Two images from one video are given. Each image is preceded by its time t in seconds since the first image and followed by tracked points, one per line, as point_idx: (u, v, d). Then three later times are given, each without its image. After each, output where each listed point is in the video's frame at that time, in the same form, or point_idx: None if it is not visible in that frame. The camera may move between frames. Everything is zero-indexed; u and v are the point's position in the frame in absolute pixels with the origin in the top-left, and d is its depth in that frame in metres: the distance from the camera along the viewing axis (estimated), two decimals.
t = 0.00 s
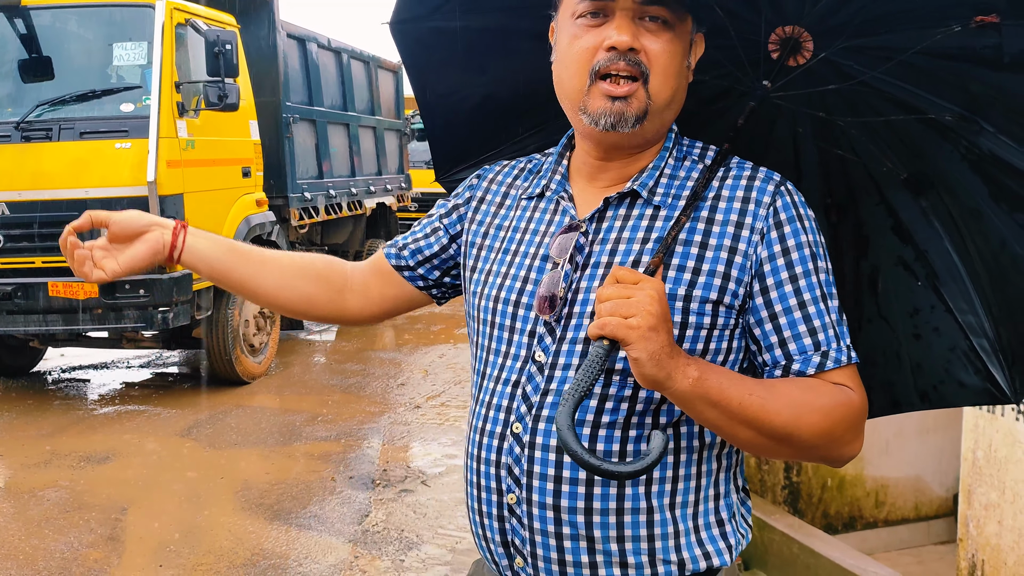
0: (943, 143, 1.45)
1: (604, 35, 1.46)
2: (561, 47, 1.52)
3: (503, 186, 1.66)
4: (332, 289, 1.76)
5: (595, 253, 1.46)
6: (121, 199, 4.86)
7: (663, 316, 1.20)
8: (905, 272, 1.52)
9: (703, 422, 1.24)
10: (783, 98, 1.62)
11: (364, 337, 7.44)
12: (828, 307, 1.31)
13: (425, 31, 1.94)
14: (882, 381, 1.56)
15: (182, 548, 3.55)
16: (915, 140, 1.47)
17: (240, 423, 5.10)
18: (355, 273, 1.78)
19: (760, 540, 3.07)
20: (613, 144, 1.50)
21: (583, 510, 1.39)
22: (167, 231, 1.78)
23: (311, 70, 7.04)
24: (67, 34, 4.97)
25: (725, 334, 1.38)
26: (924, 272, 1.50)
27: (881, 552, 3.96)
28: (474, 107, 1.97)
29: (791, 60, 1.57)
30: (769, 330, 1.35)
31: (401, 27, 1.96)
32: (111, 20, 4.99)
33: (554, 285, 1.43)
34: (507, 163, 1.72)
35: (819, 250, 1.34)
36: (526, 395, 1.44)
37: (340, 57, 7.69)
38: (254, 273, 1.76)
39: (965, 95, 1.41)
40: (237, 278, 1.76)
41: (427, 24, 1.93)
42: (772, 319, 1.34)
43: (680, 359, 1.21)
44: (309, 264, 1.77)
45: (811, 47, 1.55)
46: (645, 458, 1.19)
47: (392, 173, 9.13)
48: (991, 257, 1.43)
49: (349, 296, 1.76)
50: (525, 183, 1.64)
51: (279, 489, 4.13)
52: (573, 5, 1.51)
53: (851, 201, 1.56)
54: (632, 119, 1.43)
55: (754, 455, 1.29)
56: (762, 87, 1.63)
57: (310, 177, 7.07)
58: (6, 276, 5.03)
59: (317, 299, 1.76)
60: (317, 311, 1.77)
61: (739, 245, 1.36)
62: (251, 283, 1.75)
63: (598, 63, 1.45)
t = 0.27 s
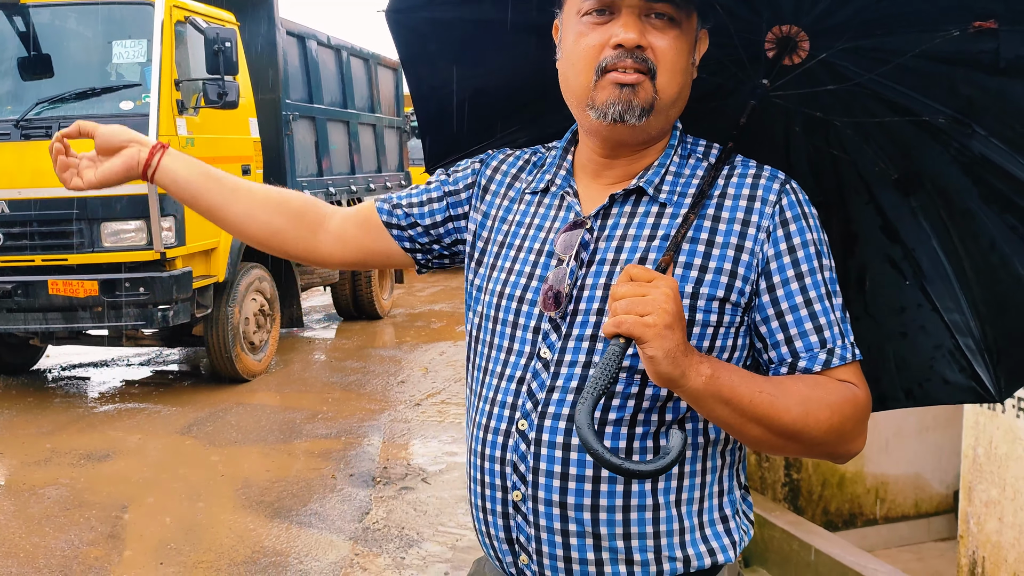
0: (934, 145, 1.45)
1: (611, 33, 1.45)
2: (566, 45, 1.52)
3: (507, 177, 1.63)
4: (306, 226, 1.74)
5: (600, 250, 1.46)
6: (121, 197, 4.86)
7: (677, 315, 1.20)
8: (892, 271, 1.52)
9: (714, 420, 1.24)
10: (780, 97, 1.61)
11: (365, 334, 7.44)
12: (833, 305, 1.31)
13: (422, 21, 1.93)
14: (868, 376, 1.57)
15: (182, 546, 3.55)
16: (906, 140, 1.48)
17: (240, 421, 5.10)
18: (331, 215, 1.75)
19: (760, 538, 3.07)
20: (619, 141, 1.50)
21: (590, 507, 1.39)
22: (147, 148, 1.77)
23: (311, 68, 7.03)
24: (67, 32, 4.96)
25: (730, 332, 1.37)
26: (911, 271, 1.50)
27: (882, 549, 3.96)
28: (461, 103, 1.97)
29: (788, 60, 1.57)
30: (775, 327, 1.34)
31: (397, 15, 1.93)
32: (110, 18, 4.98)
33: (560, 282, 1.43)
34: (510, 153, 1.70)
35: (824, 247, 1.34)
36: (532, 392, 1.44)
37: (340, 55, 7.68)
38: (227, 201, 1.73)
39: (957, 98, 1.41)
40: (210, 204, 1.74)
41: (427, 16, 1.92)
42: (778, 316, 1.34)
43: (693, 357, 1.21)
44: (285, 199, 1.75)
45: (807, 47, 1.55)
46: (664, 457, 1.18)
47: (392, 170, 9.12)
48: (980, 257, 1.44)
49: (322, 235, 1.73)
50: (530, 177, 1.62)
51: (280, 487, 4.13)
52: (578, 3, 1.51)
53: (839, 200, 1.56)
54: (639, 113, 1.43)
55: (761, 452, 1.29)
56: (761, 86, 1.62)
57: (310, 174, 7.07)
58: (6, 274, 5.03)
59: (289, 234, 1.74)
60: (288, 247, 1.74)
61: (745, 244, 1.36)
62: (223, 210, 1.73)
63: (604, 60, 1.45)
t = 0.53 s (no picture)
0: (929, 147, 1.45)
1: (612, 26, 1.45)
2: (568, 38, 1.52)
3: (512, 168, 1.63)
4: (299, 180, 1.74)
5: (601, 243, 1.45)
6: (120, 194, 4.85)
7: (678, 305, 1.20)
8: (882, 270, 1.54)
9: (713, 410, 1.24)
10: (780, 92, 1.61)
11: (364, 331, 7.44)
12: (833, 298, 1.31)
13: (426, 5, 1.91)
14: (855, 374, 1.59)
15: (182, 542, 3.55)
16: (900, 141, 1.48)
17: (239, 418, 5.10)
18: (327, 173, 1.75)
19: (759, 534, 3.07)
20: (620, 135, 1.50)
21: (589, 500, 1.39)
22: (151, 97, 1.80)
23: (309, 64, 7.02)
24: (65, 28, 4.95)
25: (731, 325, 1.37)
26: (900, 271, 1.52)
27: (881, 544, 3.97)
28: (462, 93, 1.98)
29: (788, 56, 1.57)
30: (775, 320, 1.34)
31: None
32: (108, 15, 4.97)
33: (562, 275, 1.44)
34: (515, 143, 1.69)
35: (824, 241, 1.34)
36: (532, 384, 1.44)
37: (338, 51, 7.67)
38: (222, 149, 1.74)
39: (955, 101, 1.41)
40: (205, 152, 1.75)
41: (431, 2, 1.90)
42: (778, 309, 1.34)
43: (693, 347, 1.21)
44: (280, 153, 1.75)
45: (808, 43, 1.54)
46: (664, 447, 1.19)
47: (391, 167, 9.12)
48: (969, 259, 1.44)
49: (315, 190, 1.73)
50: (532, 170, 1.61)
51: (279, 483, 4.14)
52: None
53: (832, 199, 1.57)
54: (640, 105, 1.43)
55: (760, 443, 1.29)
56: (763, 81, 1.62)
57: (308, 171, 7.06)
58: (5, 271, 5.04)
59: (281, 187, 1.73)
60: (280, 199, 1.74)
61: (746, 236, 1.36)
62: (218, 158, 1.74)
63: (605, 53, 1.45)
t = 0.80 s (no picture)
0: (922, 145, 1.45)
1: (600, 22, 1.44)
2: (558, 36, 1.51)
3: (510, 163, 1.62)
4: (297, 167, 1.72)
5: (596, 238, 1.45)
6: (119, 191, 4.84)
7: (669, 295, 1.19)
8: (874, 267, 1.53)
9: (708, 402, 1.23)
10: (775, 86, 1.59)
11: (361, 328, 7.44)
12: (829, 290, 1.31)
13: None
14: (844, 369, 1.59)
15: (179, 540, 3.55)
16: (893, 138, 1.47)
17: (237, 415, 5.10)
18: (327, 158, 1.73)
19: (757, 530, 3.07)
20: (614, 130, 1.49)
21: (585, 494, 1.38)
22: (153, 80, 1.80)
23: (307, 61, 7.02)
24: (63, 26, 4.93)
25: (726, 317, 1.37)
26: (892, 268, 1.51)
27: (878, 540, 3.96)
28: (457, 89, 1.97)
29: (785, 51, 1.56)
30: (770, 312, 1.34)
31: None
32: (106, 12, 4.95)
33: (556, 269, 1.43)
34: (513, 138, 1.68)
35: (820, 232, 1.33)
36: (527, 379, 1.43)
37: (336, 48, 7.67)
38: (221, 135, 1.73)
39: (950, 99, 1.41)
40: (204, 137, 1.74)
41: None
42: (773, 301, 1.33)
43: (686, 339, 1.20)
44: (280, 138, 1.74)
45: (804, 39, 1.53)
46: (652, 438, 1.18)
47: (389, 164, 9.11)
48: (959, 258, 1.44)
49: (313, 176, 1.71)
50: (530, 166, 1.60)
51: (276, 480, 4.13)
52: None
53: (825, 194, 1.55)
54: (629, 100, 1.43)
55: (756, 437, 1.28)
56: (760, 75, 1.60)
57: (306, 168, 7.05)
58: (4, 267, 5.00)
59: (280, 173, 1.72)
60: (278, 185, 1.72)
61: (740, 229, 1.35)
62: (216, 143, 1.73)
63: (594, 50, 1.44)
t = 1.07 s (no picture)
0: (920, 139, 1.44)
1: (590, 27, 1.44)
2: (549, 39, 1.51)
3: (507, 165, 1.61)
4: (296, 171, 1.72)
5: (593, 236, 1.45)
6: (119, 191, 4.84)
7: (663, 291, 1.19)
8: (876, 264, 1.52)
9: (704, 399, 1.23)
10: (772, 83, 1.60)
11: (360, 329, 7.43)
12: (825, 286, 1.30)
13: None
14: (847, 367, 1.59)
15: (177, 540, 3.55)
16: (891, 134, 1.48)
17: (235, 416, 5.09)
18: (325, 162, 1.74)
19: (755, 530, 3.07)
20: (609, 131, 1.49)
21: (583, 492, 1.38)
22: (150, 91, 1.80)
23: (306, 63, 7.02)
24: (63, 27, 4.93)
25: (723, 314, 1.37)
26: (894, 264, 1.51)
27: (876, 539, 3.96)
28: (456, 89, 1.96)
29: (781, 50, 1.57)
30: (767, 309, 1.34)
31: None
32: (106, 14, 4.95)
33: (553, 269, 1.43)
34: (511, 140, 1.68)
35: (816, 229, 1.33)
36: (525, 378, 1.43)
37: (335, 49, 7.67)
38: (219, 141, 1.73)
39: (947, 95, 1.41)
40: (202, 144, 1.74)
41: None
42: (769, 298, 1.33)
43: (680, 335, 1.20)
44: (278, 143, 1.74)
45: (801, 38, 1.54)
46: (646, 431, 1.18)
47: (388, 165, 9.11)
48: (960, 252, 1.43)
49: (311, 179, 1.71)
50: (526, 168, 1.60)
51: (275, 481, 4.12)
52: None
53: (826, 192, 1.56)
54: (621, 104, 1.43)
55: (753, 433, 1.28)
56: (755, 74, 1.62)
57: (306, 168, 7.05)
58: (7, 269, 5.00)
59: (278, 178, 1.72)
60: (277, 190, 1.72)
61: (735, 225, 1.35)
62: (214, 150, 1.73)
63: (584, 54, 1.44)
